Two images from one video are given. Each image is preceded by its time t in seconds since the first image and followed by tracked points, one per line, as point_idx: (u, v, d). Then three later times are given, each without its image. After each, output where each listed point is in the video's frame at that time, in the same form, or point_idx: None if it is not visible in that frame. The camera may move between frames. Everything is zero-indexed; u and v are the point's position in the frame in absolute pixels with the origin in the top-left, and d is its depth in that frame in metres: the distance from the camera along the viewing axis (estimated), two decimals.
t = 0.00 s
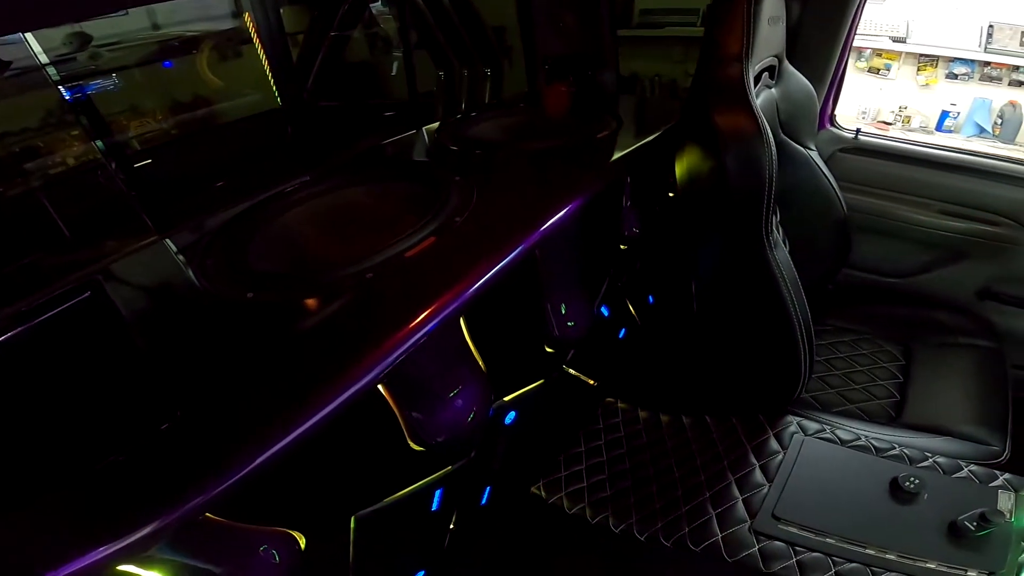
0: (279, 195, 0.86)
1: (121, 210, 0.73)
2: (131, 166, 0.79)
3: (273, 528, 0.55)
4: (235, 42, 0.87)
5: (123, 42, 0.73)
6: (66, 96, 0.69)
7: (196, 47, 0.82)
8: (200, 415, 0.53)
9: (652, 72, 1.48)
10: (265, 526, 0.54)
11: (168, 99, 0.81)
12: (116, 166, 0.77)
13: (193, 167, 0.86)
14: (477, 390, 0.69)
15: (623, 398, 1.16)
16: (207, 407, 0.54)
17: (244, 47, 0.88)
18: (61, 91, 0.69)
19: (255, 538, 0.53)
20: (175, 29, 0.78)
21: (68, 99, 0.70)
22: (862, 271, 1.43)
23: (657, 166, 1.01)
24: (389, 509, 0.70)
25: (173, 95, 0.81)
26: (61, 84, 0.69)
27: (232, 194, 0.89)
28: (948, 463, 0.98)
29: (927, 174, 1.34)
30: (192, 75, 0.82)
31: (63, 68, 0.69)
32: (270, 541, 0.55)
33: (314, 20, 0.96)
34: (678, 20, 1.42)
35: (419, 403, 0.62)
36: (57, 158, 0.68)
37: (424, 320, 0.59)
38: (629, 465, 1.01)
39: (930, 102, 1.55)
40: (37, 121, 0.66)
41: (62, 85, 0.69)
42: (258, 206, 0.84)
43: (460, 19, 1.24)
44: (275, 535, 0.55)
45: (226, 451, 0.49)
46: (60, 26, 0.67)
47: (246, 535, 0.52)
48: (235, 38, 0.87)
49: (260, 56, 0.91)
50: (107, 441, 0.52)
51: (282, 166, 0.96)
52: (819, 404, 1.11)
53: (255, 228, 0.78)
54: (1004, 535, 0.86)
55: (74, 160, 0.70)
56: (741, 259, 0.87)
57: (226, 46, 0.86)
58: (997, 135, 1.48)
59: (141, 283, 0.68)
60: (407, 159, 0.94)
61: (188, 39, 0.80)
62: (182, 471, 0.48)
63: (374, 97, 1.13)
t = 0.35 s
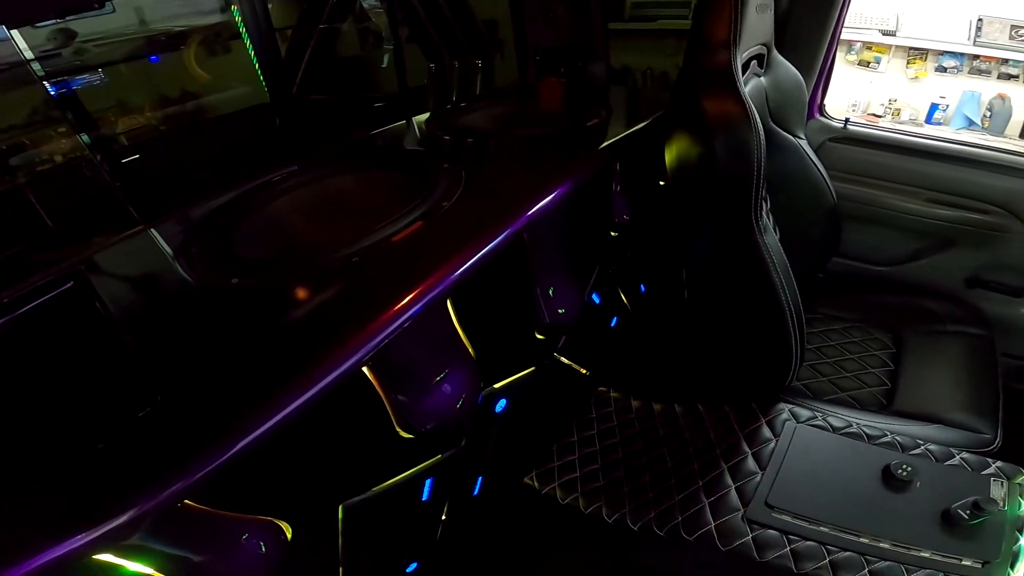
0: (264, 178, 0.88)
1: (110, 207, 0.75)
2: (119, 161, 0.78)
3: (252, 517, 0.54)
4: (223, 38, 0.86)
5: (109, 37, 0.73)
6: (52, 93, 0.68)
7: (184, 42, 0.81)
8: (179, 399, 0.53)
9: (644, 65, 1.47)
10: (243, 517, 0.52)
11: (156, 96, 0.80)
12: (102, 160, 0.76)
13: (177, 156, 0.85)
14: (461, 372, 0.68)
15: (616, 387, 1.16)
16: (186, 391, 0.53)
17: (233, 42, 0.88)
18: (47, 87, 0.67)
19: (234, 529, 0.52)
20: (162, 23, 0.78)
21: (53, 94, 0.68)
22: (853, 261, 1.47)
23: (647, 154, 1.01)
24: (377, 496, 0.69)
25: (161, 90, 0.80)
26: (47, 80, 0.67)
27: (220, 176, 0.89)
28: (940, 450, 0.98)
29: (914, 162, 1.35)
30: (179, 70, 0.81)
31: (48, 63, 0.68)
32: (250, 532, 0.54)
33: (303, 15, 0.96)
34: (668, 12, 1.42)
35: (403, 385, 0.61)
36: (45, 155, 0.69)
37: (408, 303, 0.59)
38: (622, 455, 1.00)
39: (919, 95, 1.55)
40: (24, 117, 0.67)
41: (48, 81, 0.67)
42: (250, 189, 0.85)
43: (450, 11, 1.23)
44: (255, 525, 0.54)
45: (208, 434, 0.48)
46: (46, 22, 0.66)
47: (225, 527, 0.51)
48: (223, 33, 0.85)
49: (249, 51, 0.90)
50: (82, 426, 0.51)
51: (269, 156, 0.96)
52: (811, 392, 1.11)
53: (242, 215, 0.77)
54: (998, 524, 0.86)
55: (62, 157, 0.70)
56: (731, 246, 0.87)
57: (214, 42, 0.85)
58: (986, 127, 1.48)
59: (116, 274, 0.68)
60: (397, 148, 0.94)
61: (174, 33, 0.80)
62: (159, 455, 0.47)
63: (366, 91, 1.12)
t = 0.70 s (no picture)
0: (252, 170, 0.85)
1: (99, 201, 0.75)
2: (107, 155, 0.78)
3: (245, 506, 0.54)
4: (212, 32, 0.85)
5: (94, 33, 0.73)
6: (37, 87, 0.69)
7: (171, 36, 0.81)
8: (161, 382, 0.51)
9: (637, 57, 1.46)
10: (236, 504, 0.53)
11: (145, 92, 0.80)
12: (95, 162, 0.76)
13: (163, 145, 0.84)
14: (451, 359, 0.68)
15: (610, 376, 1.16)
16: (168, 374, 0.52)
17: (222, 36, 0.87)
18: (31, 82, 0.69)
19: (225, 517, 0.52)
20: (148, 17, 0.78)
21: (38, 89, 0.69)
22: (842, 250, 1.49)
23: (639, 142, 1.01)
24: (368, 484, 0.69)
25: (150, 86, 0.80)
26: (32, 75, 0.69)
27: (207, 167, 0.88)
28: (932, 437, 0.98)
29: (904, 151, 1.35)
30: (167, 64, 0.81)
31: (34, 59, 0.69)
32: (240, 522, 0.54)
33: (290, 8, 0.95)
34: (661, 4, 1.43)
35: (394, 369, 0.61)
36: (32, 154, 0.71)
37: (393, 286, 0.58)
38: (615, 444, 1.00)
39: (910, 88, 1.57)
40: (10, 116, 0.68)
41: (33, 76, 0.69)
42: (234, 181, 0.83)
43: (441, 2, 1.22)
44: (246, 514, 0.54)
45: (191, 417, 0.47)
46: (29, 19, 0.67)
47: (216, 514, 0.51)
48: (213, 28, 0.85)
49: (238, 45, 0.89)
50: (60, 411, 0.50)
51: (256, 146, 0.95)
52: (803, 380, 1.11)
53: (229, 203, 0.76)
54: (992, 512, 0.86)
55: (48, 154, 0.72)
56: (722, 232, 0.87)
57: (203, 36, 0.84)
58: (976, 120, 1.49)
59: (105, 266, 0.65)
60: (386, 136, 0.93)
61: (161, 27, 0.79)
62: (141, 439, 0.46)
63: (357, 84, 1.10)
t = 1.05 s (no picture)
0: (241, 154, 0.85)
1: (87, 191, 0.74)
2: (96, 149, 0.76)
3: (234, 496, 0.54)
4: (200, 26, 0.84)
5: (81, 27, 0.72)
6: (23, 80, 0.68)
7: (159, 30, 0.79)
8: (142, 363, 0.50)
9: (629, 50, 1.45)
10: (224, 491, 0.52)
11: (133, 88, 0.79)
12: (82, 153, 0.75)
13: (148, 134, 0.81)
14: (441, 342, 0.67)
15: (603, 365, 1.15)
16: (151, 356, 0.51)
17: (211, 31, 0.86)
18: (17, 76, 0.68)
19: (212, 505, 0.52)
20: (136, 10, 0.77)
21: (25, 82, 0.68)
22: (834, 238, 1.49)
23: (630, 130, 1.01)
24: (358, 470, 0.68)
25: (137, 81, 0.79)
26: (19, 68, 0.68)
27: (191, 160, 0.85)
28: (925, 425, 0.98)
29: (893, 140, 1.36)
30: (155, 59, 0.80)
31: (19, 52, 0.68)
32: (226, 512, 0.54)
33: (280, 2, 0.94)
34: None
35: (380, 349, 0.59)
36: (19, 149, 0.70)
37: (379, 267, 0.57)
38: (608, 433, 0.99)
39: (901, 81, 1.57)
40: None
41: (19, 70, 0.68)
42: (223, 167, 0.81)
43: None
44: (233, 505, 0.54)
45: (174, 398, 0.46)
46: (12, 15, 0.68)
47: (203, 500, 0.51)
48: (199, 21, 0.83)
49: (227, 40, 0.88)
50: (41, 393, 0.49)
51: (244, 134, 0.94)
52: (796, 367, 1.11)
53: (217, 190, 0.75)
54: (987, 500, 0.86)
55: (36, 149, 0.71)
56: (714, 218, 0.86)
57: (191, 30, 0.83)
58: (966, 113, 1.50)
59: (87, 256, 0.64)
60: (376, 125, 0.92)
61: (149, 21, 0.78)
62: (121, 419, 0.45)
63: (347, 74, 1.07)
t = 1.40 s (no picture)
0: (227, 142, 0.83)
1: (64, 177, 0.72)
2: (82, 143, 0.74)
3: (222, 484, 0.53)
4: (188, 20, 0.83)
5: (68, 21, 0.72)
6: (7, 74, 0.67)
7: (145, 25, 0.78)
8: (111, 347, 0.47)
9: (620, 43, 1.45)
10: (212, 479, 0.52)
11: (119, 82, 0.78)
12: (65, 147, 0.73)
13: (135, 128, 0.80)
14: (430, 328, 0.66)
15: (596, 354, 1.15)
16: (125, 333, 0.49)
17: (199, 25, 0.85)
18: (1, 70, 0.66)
19: (199, 493, 0.51)
20: (121, 4, 0.76)
21: (9, 76, 0.67)
22: (826, 227, 1.50)
23: (622, 117, 1.00)
24: (349, 455, 0.68)
25: (124, 75, 0.78)
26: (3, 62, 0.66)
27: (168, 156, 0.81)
28: (918, 412, 0.98)
29: (884, 130, 1.37)
30: (142, 54, 0.79)
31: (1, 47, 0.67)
32: (211, 502, 0.53)
33: None
34: None
35: (366, 330, 0.59)
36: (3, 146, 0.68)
37: (362, 249, 0.55)
38: (602, 421, 0.99)
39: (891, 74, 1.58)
40: None
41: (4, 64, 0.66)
42: (203, 159, 0.78)
43: None
44: (220, 493, 0.54)
45: (147, 377, 0.44)
46: None
47: (190, 487, 0.51)
48: (188, 15, 0.83)
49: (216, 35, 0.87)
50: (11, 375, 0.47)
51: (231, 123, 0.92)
52: (789, 355, 1.11)
53: (198, 178, 0.73)
54: (981, 489, 0.86)
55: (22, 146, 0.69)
56: (706, 205, 0.86)
57: (179, 24, 0.82)
58: (955, 106, 1.49)
59: (69, 247, 0.60)
60: (366, 112, 0.91)
61: (135, 15, 0.77)
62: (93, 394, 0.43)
63: (335, 67, 1.05)
